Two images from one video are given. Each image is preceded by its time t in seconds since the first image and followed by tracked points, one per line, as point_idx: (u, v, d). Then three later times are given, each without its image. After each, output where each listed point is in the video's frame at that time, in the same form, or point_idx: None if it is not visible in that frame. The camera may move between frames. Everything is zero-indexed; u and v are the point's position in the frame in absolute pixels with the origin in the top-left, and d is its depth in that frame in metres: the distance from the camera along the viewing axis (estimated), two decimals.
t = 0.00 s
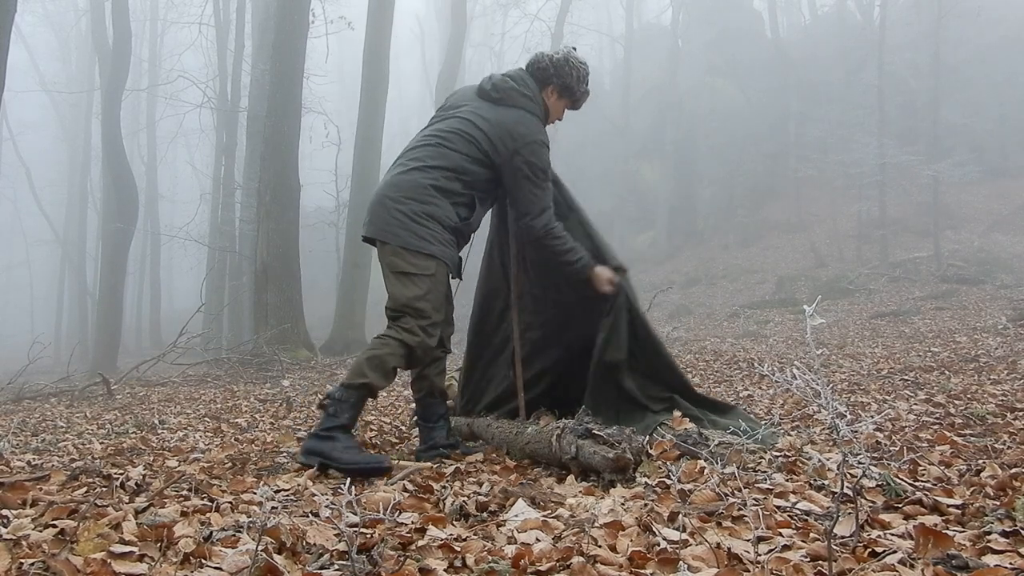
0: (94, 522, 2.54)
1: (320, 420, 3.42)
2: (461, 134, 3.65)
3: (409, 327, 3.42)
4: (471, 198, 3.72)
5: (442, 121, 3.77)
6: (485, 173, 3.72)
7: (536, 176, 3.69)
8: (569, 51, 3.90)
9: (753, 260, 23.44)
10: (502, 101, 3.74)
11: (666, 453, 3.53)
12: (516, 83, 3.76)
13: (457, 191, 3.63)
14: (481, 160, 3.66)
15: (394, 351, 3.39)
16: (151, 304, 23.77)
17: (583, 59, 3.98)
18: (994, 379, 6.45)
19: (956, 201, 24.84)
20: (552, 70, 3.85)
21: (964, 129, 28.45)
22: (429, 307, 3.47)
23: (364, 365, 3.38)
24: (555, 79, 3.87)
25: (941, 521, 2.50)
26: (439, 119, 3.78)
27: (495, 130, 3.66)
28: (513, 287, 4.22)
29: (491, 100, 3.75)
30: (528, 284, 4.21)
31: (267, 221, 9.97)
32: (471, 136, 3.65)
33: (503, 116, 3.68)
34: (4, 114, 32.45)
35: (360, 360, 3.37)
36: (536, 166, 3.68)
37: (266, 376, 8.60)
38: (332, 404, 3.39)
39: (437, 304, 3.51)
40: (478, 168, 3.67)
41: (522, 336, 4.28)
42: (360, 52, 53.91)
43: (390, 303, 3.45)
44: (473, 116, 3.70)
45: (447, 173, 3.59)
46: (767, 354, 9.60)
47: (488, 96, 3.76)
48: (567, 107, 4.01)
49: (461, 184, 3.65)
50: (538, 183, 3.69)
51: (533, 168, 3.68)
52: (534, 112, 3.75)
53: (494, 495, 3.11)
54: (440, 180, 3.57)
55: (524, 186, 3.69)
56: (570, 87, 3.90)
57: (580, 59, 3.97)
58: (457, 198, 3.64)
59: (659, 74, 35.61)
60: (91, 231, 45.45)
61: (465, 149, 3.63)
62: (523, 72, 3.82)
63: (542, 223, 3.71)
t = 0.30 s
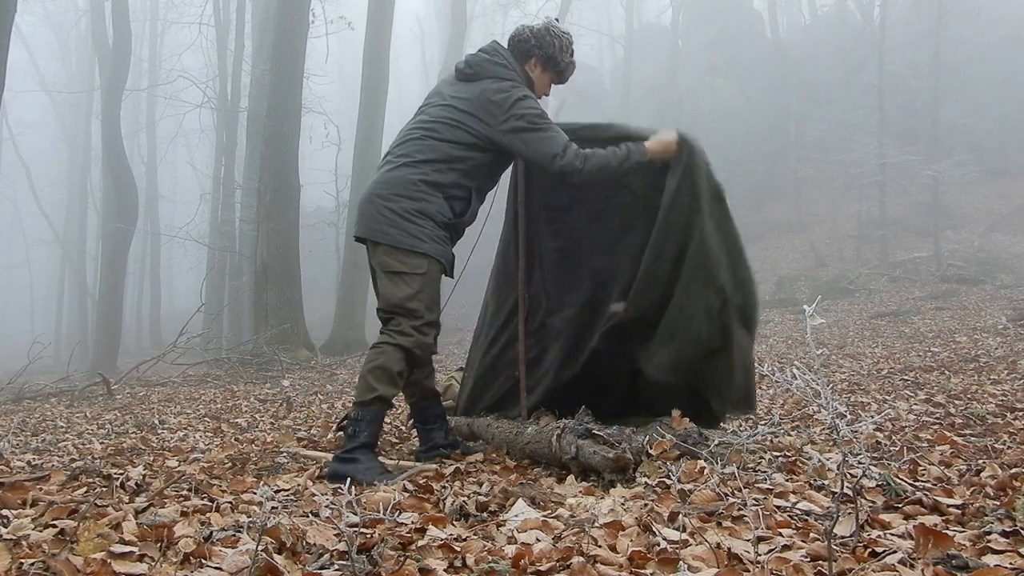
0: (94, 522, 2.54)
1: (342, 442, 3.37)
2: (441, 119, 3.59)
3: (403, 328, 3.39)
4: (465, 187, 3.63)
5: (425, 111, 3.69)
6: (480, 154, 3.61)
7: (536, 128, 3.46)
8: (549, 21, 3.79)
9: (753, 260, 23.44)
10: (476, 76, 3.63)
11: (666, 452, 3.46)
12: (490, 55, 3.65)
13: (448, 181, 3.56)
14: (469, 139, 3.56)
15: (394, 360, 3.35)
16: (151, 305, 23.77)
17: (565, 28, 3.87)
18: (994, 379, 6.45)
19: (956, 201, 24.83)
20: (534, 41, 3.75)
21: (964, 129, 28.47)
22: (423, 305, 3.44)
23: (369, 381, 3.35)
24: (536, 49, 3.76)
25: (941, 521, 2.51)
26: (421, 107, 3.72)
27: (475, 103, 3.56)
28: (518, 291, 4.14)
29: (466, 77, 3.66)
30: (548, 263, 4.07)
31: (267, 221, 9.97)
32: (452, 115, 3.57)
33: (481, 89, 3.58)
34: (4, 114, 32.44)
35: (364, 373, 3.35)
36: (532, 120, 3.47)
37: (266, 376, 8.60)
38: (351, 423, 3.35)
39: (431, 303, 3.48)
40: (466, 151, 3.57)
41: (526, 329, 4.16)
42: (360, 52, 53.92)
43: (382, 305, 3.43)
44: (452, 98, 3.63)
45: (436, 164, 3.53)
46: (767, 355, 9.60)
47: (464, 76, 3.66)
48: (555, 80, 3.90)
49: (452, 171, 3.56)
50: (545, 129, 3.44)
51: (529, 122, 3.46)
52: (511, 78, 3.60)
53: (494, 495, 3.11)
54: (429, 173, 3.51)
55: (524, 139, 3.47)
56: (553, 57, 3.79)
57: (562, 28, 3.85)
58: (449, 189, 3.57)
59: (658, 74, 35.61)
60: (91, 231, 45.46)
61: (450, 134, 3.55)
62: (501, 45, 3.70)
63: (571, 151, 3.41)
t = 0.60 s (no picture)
0: (94, 523, 2.54)
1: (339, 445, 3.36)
2: (432, 114, 3.57)
3: (397, 328, 3.40)
4: (458, 184, 3.62)
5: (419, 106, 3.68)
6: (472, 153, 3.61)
7: (518, 153, 3.50)
8: (543, 8, 3.77)
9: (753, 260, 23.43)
10: (469, 72, 3.63)
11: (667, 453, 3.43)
12: (484, 52, 3.65)
13: (438, 178, 3.54)
14: (459, 137, 3.56)
15: (388, 363, 3.36)
16: (151, 305, 23.75)
17: (562, 15, 3.85)
18: (994, 379, 6.45)
19: (957, 201, 24.82)
20: (528, 30, 3.75)
21: (964, 129, 28.48)
22: (417, 307, 3.44)
23: (365, 383, 3.35)
24: (530, 39, 3.76)
25: (941, 521, 2.50)
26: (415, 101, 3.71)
27: (466, 98, 3.55)
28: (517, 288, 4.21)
29: (459, 74, 3.66)
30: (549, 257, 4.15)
31: (267, 220, 9.96)
32: (443, 111, 3.56)
33: (473, 86, 3.58)
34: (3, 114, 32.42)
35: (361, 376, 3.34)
36: (516, 131, 3.50)
37: (266, 377, 8.60)
38: (347, 426, 3.34)
39: (426, 302, 3.48)
40: (457, 146, 3.56)
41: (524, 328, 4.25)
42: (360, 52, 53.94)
43: (377, 305, 3.42)
44: (443, 93, 3.62)
45: (427, 161, 3.52)
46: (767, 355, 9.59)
47: (458, 72, 3.66)
48: (553, 69, 3.88)
49: (442, 168, 3.55)
50: (517, 157, 3.49)
51: (513, 135, 3.49)
52: (509, 78, 3.63)
53: (494, 495, 3.12)
54: (421, 170, 3.50)
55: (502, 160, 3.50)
56: (548, 45, 3.78)
57: (558, 15, 3.82)
58: (442, 186, 3.56)
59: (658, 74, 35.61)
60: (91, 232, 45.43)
61: (440, 130, 3.54)
62: (495, 41, 3.71)
63: (515, 194, 3.47)
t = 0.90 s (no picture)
0: (94, 523, 2.54)
1: (342, 443, 3.37)
2: (432, 116, 3.57)
3: (400, 327, 3.39)
4: (459, 187, 3.63)
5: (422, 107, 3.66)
6: (473, 153, 3.61)
7: (520, 155, 3.48)
8: (543, 7, 3.71)
9: (753, 260, 23.42)
10: (470, 73, 3.61)
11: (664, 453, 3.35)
12: (484, 52, 3.63)
13: (439, 179, 3.55)
14: (460, 140, 3.56)
15: (391, 360, 3.35)
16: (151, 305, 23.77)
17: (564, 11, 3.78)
18: (994, 379, 6.45)
19: (957, 201, 24.80)
20: (528, 28, 3.71)
21: (963, 129, 28.49)
22: (420, 305, 3.44)
23: (368, 381, 3.34)
24: (530, 36, 3.71)
25: (941, 521, 2.51)
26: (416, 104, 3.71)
27: (465, 101, 3.55)
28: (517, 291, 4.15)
29: (461, 74, 3.65)
30: (546, 266, 4.08)
31: (267, 220, 9.95)
32: (443, 112, 3.56)
33: (473, 88, 3.57)
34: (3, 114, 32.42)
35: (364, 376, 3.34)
36: (514, 133, 3.48)
37: (266, 377, 8.60)
38: (349, 424, 3.35)
39: (429, 300, 3.47)
40: (458, 149, 3.56)
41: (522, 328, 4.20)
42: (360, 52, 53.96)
43: (380, 304, 3.43)
44: (444, 95, 3.62)
45: (428, 164, 3.52)
46: (766, 355, 9.59)
47: (460, 73, 3.65)
48: (557, 66, 3.81)
49: (443, 169, 3.56)
50: (518, 158, 3.47)
51: (511, 137, 3.48)
52: (510, 79, 3.59)
53: (494, 495, 3.12)
54: (424, 173, 3.51)
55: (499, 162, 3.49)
56: (547, 42, 3.70)
57: (559, 11, 3.76)
58: (443, 187, 3.56)
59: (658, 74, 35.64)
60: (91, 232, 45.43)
61: (439, 131, 3.55)
62: (497, 42, 3.67)
63: (516, 194, 3.46)
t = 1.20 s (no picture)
0: (94, 522, 2.54)
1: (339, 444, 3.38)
2: (434, 115, 3.58)
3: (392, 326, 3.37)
4: (457, 188, 3.61)
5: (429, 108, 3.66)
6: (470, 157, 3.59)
7: (504, 163, 3.43)
8: (556, 17, 3.66)
9: (753, 260, 23.43)
10: (477, 76, 3.59)
11: (666, 452, 3.37)
12: (493, 57, 3.60)
13: (436, 179, 3.54)
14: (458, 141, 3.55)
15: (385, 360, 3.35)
16: (152, 305, 23.83)
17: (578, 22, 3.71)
18: (995, 379, 6.45)
19: (957, 201, 24.82)
20: (540, 35, 3.66)
21: (963, 128, 28.49)
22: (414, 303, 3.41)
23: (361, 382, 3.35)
24: (541, 43, 3.66)
25: (941, 521, 2.50)
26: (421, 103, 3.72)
27: (466, 103, 3.54)
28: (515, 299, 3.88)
29: (468, 77, 3.64)
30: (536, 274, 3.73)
31: (268, 219, 9.95)
32: (445, 111, 3.57)
33: (476, 92, 3.54)
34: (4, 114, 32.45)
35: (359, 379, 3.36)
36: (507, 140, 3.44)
37: (266, 376, 8.60)
38: (346, 425, 3.35)
39: (421, 300, 3.43)
40: (456, 151, 3.54)
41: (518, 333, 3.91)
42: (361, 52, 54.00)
43: (376, 304, 3.42)
44: (448, 96, 3.62)
45: (427, 163, 3.52)
46: (766, 355, 9.59)
47: (467, 76, 3.64)
48: (567, 76, 3.73)
49: (439, 170, 3.54)
50: (508, 167, 3.43)
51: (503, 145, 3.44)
52: (514, 85, 3.56)
53: (494, 495, 3.12)
54: (421, 172, 3.51)
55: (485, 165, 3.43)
56: (555, 49, 3.61)
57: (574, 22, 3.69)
58: (440, 187, 3.55)
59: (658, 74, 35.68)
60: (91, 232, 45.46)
61: (439, 131, 3.55)
62: (508, 47, 3.64)
63: (480, 205, 3.41)
